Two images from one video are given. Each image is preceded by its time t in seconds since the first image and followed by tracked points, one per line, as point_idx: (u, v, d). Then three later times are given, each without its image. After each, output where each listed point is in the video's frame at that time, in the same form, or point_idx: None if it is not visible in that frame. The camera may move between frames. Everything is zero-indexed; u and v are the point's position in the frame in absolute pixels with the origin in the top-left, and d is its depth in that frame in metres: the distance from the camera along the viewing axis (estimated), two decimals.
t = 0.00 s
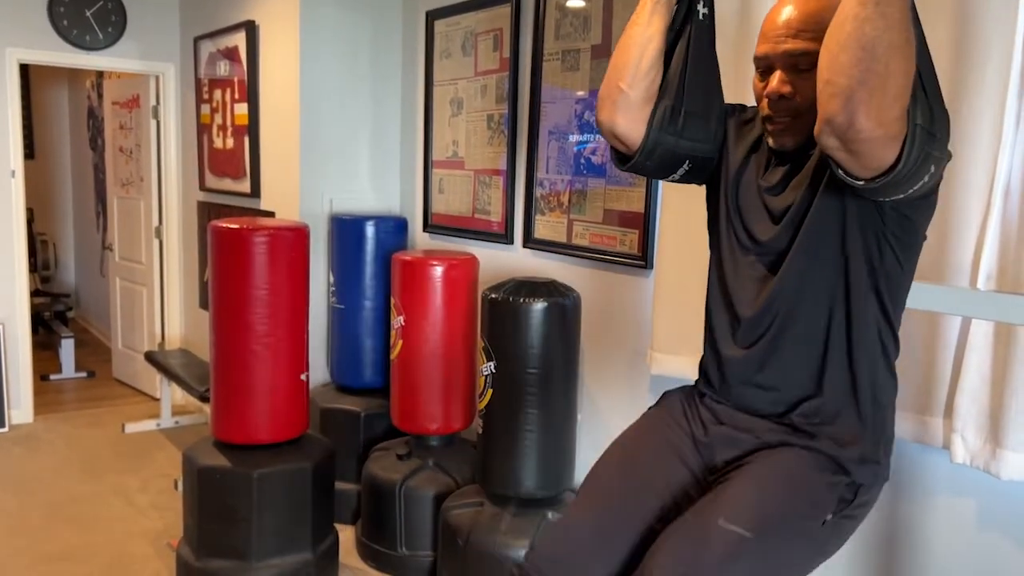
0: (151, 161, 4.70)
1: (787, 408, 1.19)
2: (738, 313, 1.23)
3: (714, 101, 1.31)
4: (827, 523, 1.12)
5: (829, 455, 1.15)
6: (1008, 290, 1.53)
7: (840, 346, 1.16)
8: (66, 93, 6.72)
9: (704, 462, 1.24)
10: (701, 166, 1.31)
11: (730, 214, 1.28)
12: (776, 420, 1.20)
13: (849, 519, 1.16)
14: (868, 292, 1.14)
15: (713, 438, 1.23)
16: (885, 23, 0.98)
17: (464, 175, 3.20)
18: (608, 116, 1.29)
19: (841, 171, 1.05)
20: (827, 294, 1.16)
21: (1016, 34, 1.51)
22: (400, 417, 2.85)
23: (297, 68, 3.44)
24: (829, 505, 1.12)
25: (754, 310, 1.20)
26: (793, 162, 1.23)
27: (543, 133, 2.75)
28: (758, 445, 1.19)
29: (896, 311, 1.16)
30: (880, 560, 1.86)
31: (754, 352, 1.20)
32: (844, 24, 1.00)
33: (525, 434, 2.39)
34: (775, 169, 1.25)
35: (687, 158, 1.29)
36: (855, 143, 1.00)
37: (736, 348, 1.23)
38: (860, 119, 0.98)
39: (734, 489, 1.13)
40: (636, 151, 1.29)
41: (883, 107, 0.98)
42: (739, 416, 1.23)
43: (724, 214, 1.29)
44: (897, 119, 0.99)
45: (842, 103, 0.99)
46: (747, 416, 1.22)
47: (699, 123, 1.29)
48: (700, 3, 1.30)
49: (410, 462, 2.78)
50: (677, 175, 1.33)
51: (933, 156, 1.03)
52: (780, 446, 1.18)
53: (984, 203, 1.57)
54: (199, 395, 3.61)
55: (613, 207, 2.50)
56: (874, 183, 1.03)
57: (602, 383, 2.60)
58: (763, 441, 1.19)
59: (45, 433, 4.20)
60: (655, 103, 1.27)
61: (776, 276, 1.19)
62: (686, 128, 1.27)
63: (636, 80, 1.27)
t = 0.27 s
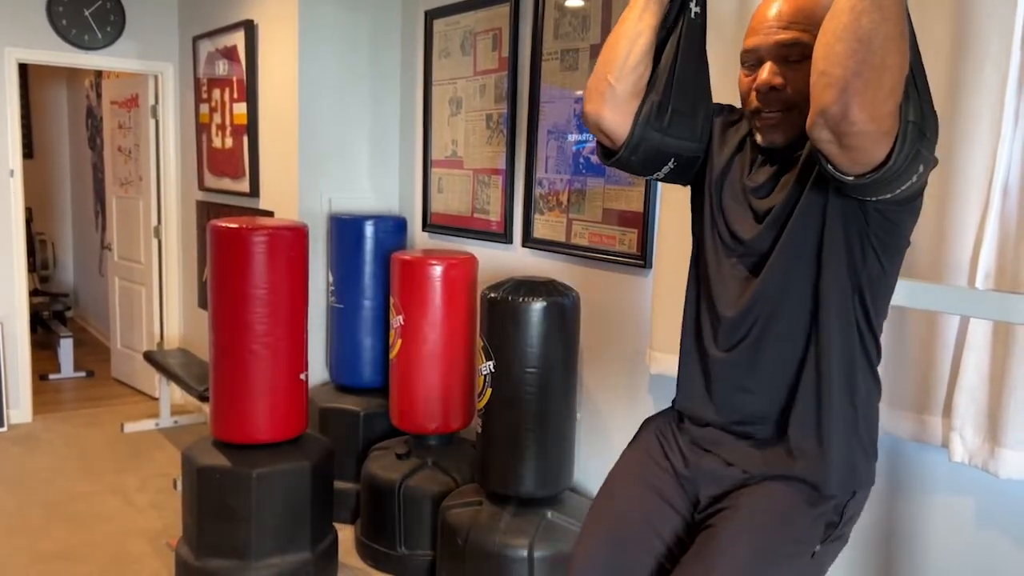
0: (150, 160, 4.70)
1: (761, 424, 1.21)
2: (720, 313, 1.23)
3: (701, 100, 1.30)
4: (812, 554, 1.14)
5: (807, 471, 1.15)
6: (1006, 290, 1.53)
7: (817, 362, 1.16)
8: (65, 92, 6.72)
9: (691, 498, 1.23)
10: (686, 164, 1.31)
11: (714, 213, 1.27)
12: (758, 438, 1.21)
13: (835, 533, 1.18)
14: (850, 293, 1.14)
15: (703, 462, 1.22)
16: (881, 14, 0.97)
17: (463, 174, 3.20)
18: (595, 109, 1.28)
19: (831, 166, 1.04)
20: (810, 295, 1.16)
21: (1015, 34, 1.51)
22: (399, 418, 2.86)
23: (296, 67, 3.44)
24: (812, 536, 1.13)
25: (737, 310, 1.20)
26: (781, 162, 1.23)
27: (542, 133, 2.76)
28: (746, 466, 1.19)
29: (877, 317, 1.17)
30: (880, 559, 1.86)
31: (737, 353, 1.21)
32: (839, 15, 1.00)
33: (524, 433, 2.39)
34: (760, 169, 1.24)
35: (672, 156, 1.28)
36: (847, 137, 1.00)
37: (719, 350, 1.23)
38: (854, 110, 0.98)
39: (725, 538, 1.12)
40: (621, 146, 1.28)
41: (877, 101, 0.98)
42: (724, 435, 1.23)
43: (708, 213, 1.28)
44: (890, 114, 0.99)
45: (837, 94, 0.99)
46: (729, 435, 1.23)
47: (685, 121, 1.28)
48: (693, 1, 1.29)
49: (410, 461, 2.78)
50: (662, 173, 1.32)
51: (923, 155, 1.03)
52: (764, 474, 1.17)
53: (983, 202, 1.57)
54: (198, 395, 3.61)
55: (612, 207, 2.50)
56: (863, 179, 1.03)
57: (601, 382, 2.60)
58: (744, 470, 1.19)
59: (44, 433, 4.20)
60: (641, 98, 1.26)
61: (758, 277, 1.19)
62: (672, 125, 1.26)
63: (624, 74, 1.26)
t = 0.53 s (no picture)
0: (148, 160, 4.70)
1: (747, 431, 1.22)
2: (712, 311, 1.23)
3: (697, 99, 1.30)
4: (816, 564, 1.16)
5: (789, 479, 1.16)
6: (1004, 289, 1.53)
7: (796, 372, 1.16)
8: (63, 92, 6.71)
9: (688, 521, 1.24)
10: (680, 163, 1.31)
11: (708, 211, 1.27)
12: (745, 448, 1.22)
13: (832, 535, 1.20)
14: (841, 295, 1.14)
15: (701, 486, 1.22)
16: (890, 12, 0.97)
17: (462, 174, 3.20)
18: (591, 105, 1.28)
19: (834, 164, 1.04)
20: (802, 289, 1.16)
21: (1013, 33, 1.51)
22: (397, 417, 2.86)
23: (295, 67, 3.44)
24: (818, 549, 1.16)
25: (728, 309, 1.20)
26: (778, 160, 1.23)
27: (541, 133, 2.76)
28: (739, 471, 1.20)
29: (866, 317, 1.17)
30: (878, 560, 1.86)
31: (728, 352, 1.21)
32: (847, 12, 1.00)
33: (521, 433, 2.39)
34: (756, 168, 1.24)
35: (667, 155, 1.28)
36: (854, 134, 1.00)
37: (710, 348, 1.24)
38: (863, 106, 0.98)
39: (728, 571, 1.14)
40: (616, 143, 1.27)
41: (886, 97, 0.98)
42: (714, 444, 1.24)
43: (702, 211, 1.28)
44: (897, 111, 0.99)
45: (845, 90, 0.99)
46: (718, 448, 1.24)
47: (681, 119, 1.28)
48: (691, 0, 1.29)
49: (410, 460, 2.78)
50: (656, 171, 1.32)
51: (925, 154, 1.03)
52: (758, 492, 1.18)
53: (980, 202, 1.58)
54: (197, 395, 3.61)
55: (611, 206, 2.51)
56: (867, 178, 1.02)
57: (600, 382, 2.61)
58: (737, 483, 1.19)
59: (43, 433, 4.20)
60: (638, 94, 1.26)
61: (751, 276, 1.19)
62: (668, 122, 1.26)
63: (621, 70, 1.26)
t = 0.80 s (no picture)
0: (147, 160, 4.70)
1: (745, 433, 1.22)
2: (709, 311, 1.23)
3: (693, 100, 1.30)
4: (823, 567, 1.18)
5: (792, 483, 1.16)
6: (1001, 288, 1.53)
7: (796, 377, 1.16)
8: (61, 92, 6.71)
9: (696, 534, 1.25)
10: (677, 162, 1.31)
11: (704, 211, 1.27)
12: (744, 452, 1.22)
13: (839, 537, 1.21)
14: (840, 296, 1.14)
15: (706, 497, 1.22)
16: (897, 13, 0.96)
17: (460, 174, 3.21)
18: (588, 102, 1.28)
19: (839, 166, 1.04)
20: (801, 286, 1.16)
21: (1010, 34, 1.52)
22: (395, 416, 2.86)
23: (294, 67, 3.44)
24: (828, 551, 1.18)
25: (726, 308, 1.20)
26: (774, 161, 1.23)
27: (539, 133, 2.76)
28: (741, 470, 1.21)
29: (862, 314, 1.17)
30: (876, 560, 1.87)
31: (725, 353, 1.22)
32: (852, 14, 1.00)
33: (518, 433, 2.39)
34: (752, 169, 1.24)
35: (663, 154, 1.28)
36: (861, 135, 1.00)
37: (707, 349, 1.23)
38: (870, 108, 0.98)
39: None
40: (613, 141, 1.28)
41: (893, 99, 0.98)
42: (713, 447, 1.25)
43: (698, 211, 1.28)
44: (903, 112, 0.99)
45: (852, 92, 0.99)
46: (717, 453, 1.24)
47: (677, 119, 1.28)
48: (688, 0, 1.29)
49: (407, 459, 2.78)
50: (651, 171, 1.32)
51: (927, 154, 1.03)
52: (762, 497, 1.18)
53: (978, 202, 1.58)
54: (195, 394, 3.61)
55: (609, 206, 2.51)
56: (872, 179, 1.03)
57: (598, 381, 2.61)
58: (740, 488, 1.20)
59: (41, 433, 4.20)
60: (635, 93, 1.26)
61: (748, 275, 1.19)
62: (664, 122, 1.27)
63: (619, 68, 1.26)
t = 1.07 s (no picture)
0: (145, 160, 4.70)
1: (752, 436, 1.23)
2: (715, 312, 1.23)
3: (697, 101, 1.30)
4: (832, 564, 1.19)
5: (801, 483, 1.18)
6: (997, 289, 1.54)
7: (805, 378, 1.17)
8: (59, 92, 6.72)
9: (702, 536, 1.28)
10: (681, 164, 1.31)
11: (709, 212, 1.27)
12: (751, 454, 1.22)
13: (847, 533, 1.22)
14: (848, 298, 1.15)
15: (714, 499, 1.24)
16: (907, 17, 0.97)
17: (459, 174, 3.21)
18: (593, 105, 1.28)
19: (851, 169, 1.05)
20: (811, 287, 1.16)
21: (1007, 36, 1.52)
22: (394, 416, 2.86)
23: (292, 67, 3.44)
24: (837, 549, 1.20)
25: (732, 309, 1.20)
26: (779, 163, 1.23)
27: (538, 133, 2.76)
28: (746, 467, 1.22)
29: (867, 314, 1.18)
30: (872, 559, 1.88)
31: (730, 354, 1.22)
32: (863, 17, 1.00)
33: (518, 434, 2.40)
34: (757, 171, 1.25)
35: (668, 156, 1.29)
36: (875, 139, 1.00)
37: (713, 349, 1.24)
38: (885, 112, 0.98)
39: None
40: (618, 143, 1.28)
41: (907, 102, 0.98)
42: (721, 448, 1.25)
43: (703, 213, 1.29)
44: (915, 116, 0.99)
45: (867, 96, 0.99)
46: (723, 454, 1.25)
47: (681, 121, 1.29)
48: (691, 3, 1.29)
49: (406, 460, 2.78)
50: (656, 173, 1.32)
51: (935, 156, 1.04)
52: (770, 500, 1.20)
53: (974, 203, 1.59)
54: (193, 394, 3.61)
55: (607, 207, 2.51)
56: (884, 181, 1.03)
57: (596, 382, 2.61)
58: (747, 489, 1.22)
59: (39, 433, 4.20)
60: (640, 95, 1.26)
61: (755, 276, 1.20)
62: (668, 125, 1.27)
63: (623, 71, 1.27)
